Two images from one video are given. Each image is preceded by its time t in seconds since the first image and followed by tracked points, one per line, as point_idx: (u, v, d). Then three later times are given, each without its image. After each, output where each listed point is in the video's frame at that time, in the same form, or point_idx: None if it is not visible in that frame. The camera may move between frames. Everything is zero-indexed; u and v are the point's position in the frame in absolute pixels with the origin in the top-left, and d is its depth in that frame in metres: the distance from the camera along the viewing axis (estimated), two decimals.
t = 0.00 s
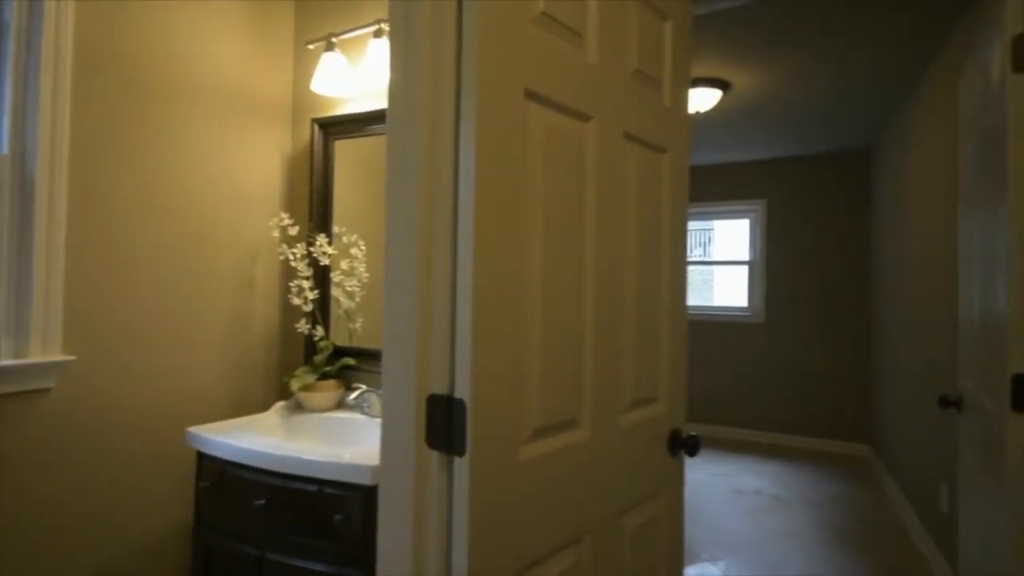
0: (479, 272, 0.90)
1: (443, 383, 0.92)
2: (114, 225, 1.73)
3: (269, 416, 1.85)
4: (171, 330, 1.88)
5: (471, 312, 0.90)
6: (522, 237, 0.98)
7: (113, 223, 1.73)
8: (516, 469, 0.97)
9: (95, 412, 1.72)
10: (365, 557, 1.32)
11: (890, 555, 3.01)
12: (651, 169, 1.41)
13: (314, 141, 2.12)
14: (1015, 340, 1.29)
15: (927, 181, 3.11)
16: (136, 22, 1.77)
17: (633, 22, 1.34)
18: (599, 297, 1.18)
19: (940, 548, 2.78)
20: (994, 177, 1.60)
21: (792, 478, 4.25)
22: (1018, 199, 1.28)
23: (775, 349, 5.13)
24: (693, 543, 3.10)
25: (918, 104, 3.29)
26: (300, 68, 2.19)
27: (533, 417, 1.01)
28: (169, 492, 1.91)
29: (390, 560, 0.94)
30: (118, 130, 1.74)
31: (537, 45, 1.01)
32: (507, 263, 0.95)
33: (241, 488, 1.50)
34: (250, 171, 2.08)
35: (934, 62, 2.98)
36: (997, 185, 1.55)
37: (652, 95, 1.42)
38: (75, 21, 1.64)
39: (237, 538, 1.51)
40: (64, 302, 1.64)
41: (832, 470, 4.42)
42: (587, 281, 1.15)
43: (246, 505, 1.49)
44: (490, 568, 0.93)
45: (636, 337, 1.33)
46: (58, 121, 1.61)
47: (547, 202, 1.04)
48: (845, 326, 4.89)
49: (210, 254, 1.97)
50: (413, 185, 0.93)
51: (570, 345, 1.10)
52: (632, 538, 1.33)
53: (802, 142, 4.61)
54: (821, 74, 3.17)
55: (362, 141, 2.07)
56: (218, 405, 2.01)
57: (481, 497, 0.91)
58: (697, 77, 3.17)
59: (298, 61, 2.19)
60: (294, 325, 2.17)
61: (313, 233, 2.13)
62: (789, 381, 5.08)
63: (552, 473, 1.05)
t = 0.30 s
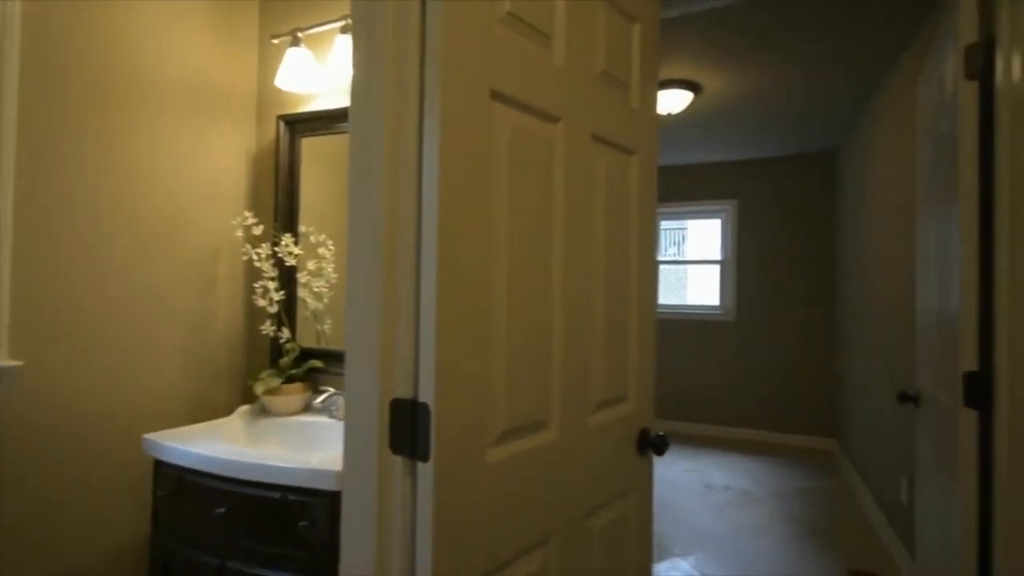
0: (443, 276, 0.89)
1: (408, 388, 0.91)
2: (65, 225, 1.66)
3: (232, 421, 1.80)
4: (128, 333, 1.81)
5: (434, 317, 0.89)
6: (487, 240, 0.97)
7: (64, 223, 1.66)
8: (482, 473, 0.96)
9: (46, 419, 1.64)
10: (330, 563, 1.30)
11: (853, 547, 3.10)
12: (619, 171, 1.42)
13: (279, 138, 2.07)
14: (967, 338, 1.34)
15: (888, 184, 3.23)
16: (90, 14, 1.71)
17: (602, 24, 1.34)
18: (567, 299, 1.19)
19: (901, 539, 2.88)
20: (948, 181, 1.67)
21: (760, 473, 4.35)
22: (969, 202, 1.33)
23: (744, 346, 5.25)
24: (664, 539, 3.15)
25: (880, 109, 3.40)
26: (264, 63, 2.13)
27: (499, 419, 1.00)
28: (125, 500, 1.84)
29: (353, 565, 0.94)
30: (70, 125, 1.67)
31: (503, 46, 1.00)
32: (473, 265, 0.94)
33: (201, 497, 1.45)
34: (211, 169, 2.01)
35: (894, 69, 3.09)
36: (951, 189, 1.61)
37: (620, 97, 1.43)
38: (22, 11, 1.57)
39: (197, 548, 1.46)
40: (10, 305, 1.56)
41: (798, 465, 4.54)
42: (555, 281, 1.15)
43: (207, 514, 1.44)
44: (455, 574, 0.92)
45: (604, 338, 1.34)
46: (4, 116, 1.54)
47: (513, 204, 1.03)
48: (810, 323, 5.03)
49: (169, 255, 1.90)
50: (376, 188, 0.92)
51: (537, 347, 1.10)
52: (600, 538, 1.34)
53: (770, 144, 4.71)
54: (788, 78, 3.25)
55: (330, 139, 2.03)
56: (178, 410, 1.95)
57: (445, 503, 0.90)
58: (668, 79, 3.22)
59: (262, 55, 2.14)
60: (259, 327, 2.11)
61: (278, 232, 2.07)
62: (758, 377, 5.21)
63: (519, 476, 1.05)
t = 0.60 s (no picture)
0: (408, 279, 0.87)
1: (372, 394, 0.88)
2: (11, 224, 1.59)
3: (193, 426, 1.74)
4: (82, 336, 1.74)
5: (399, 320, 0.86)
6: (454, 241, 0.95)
7: (11, 222, 1.59)
8: (449, 479, 0.94)
9: None
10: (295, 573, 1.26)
11: (819, 540, 3.19)
12: (589, 171, 1.42)
13: (243, 133, 2.00)
14: (925, 337, 1.38)
15: (852, 186, 3.32)
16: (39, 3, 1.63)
17: (572, 23, 1.34)
18: (537, 301, 1.18)
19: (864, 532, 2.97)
20: (908, 184, 1.72)
21: (730, 469, 4.44)
22: (928, 205, 1.37)
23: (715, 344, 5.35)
24: (637, 536, 3.19)
25: (846, 113, 3.49)
26: (227, 55, 2.06)
27: (467, 424, 0.99)
28: (79, 511, 1.76)
29: None
30: (19, 120, 1.60)
31: (469, 44, 0.98)
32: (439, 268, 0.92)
33: (158, 507, 1.39)
34: (171, 165, 1.94)
35: (859, 74, 3.17)
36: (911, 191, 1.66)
37: (591, 98, 1.42)
38: None
39: (154, 559, 1.41)
40: None
41: (767, 460, 4.65)
42: (525, 282, 1.14)
43: (164, 524, 1.38)
44: None
45: (575, 340, 1.34)
46: None
47: (481, 204, 1.02)
48: (778, 322, 5.16)
49: (126, 255, 1.83)
50: (338, 188, 0.89)
51: (506, 351, 1.09)
52: (572, 539, 1.34)
53: (740, 146, 4.80)
54: (757, 81, 3.31)
55: (297, 135, 1.97)
56: (135, 416, 1.87)
57: (410, 511, 0.87)
58: (640, 81, 3.24)
59: (226, 47, 2.06)
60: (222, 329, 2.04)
61: (242, 231, 2.01)
62: (728, 375, 5.32)
63: (488, 480, 1.04)
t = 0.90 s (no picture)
0: (375, 283, 0.84)
1: (338, 401, 0.85)
2: None
3: (155, 433, 1.67)
4: (36, 340, 1.65)
5: (365, 325, 0.83)
6: (424, 244, 0.93)
7: None
8: (418, 487, 0.92)
9: None
10: None
11: (791, 536, 3.25)
12: (564, 173, 1.41)
13: (208, 129, 1.94)
14: (892, 338, 1.41)
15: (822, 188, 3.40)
16: None
17: (547, 23, 1.32)
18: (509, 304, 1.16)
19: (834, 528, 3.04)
20: (875, 187, 1.76)
21: (704, 467, 4.50)
22: (894, 209, 1.40)
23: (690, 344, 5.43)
24: (614, 535, 3.20)
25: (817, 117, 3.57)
26: (192, 48, 1.99)
27: (437, 430, 0.96)
28: (33, 522, 1.67)
29: None
30: None
31: (440, 42, 0.96)
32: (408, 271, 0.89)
33: (115, 518, 1.33)
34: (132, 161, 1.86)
35: (829, 79, 3.25)
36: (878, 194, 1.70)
37: (565, 99, 1.41)
38: None
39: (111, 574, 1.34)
40: None
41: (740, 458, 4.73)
42: (497, 285, 1.12)
43: (122, 536, 1.32)
44: None
45: (549, 342, 1.32)
46: None
47: (452, 206, 1.00)
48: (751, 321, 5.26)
49: (83, 254, 1.75)
50: (303, 187, 0.86)
51: (478, 355, 1.07)
52: (546, 543, 1.33)
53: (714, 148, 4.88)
54: (730, 83, 3.36)
55: (266, 131, 1.91)
56: (94, 422, 1.79)
57: (378, 521, 0.85)
58: (616, 82, 3.26)
59: (191, 39, 1.99)
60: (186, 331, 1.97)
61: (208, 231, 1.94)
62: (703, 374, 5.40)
63: (459, 487, 1.02)
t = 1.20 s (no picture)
0: (348, 286, 0.81)
1: (309, 408, 0.83)
2: None
3: (121, 440, 1.61)
4: None
5: (338, 330, 0.81)
6: (399, 246, 0.90)
7: None
8: (393, 496, 0.89)
9: None
10: None
11: (770, 535, 3.30)
12: (544, 175, 1.39)
13: (178, 125, 1.87)
14: (867, 340, 1.43)
15: (800, 191, 3.45)
16: None
17: (527, 23, 1.31)
18: (488, 307, 1.14)
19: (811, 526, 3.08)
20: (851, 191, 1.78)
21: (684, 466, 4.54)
22: (869, 212, 1.42)
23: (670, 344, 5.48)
24: (597, 536, 3.21)
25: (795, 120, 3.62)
26: (163, 41, 1.92)
27: (413, 438, 0.94)
28: None
29: None
30: None
31: (416, 39, 0.94)
32: (383, 274, 0.87)
33: (77, 530, 1.27)
34: (98, 158, 1.79)
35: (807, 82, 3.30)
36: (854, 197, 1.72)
37: (545, 99, 1.40)
38: None
39: None
40: None
41: (719, 457, 4.78)
42: (476, 289, 1.10)
43: (85, 549, 1.27)
44: None
45: (529, 345, 1.31)
46: None
47: (429, 208, 0.97)
48: (730, 321, 5.32)
49: (45, 254, 1.68)
50: (273, 187, 0.83)
51: (456, 360, 1.04)
52: (525, 548, 1.31)
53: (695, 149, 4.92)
54: (710, 86, 3.39)
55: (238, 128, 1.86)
56: (57, 429, 1.72)
57: (351, 532, 0.82)
58: (598, 83, 3.26)
59: (161, 32, 1.93)
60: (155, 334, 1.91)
61: (178, 231, 1.88)
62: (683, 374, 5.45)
63: (436, 495, 0.99)
